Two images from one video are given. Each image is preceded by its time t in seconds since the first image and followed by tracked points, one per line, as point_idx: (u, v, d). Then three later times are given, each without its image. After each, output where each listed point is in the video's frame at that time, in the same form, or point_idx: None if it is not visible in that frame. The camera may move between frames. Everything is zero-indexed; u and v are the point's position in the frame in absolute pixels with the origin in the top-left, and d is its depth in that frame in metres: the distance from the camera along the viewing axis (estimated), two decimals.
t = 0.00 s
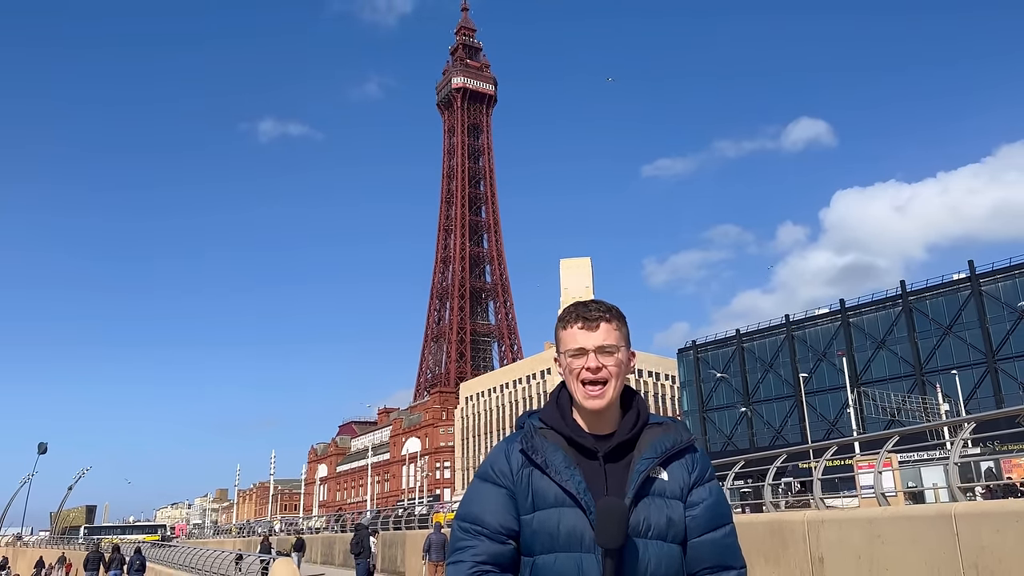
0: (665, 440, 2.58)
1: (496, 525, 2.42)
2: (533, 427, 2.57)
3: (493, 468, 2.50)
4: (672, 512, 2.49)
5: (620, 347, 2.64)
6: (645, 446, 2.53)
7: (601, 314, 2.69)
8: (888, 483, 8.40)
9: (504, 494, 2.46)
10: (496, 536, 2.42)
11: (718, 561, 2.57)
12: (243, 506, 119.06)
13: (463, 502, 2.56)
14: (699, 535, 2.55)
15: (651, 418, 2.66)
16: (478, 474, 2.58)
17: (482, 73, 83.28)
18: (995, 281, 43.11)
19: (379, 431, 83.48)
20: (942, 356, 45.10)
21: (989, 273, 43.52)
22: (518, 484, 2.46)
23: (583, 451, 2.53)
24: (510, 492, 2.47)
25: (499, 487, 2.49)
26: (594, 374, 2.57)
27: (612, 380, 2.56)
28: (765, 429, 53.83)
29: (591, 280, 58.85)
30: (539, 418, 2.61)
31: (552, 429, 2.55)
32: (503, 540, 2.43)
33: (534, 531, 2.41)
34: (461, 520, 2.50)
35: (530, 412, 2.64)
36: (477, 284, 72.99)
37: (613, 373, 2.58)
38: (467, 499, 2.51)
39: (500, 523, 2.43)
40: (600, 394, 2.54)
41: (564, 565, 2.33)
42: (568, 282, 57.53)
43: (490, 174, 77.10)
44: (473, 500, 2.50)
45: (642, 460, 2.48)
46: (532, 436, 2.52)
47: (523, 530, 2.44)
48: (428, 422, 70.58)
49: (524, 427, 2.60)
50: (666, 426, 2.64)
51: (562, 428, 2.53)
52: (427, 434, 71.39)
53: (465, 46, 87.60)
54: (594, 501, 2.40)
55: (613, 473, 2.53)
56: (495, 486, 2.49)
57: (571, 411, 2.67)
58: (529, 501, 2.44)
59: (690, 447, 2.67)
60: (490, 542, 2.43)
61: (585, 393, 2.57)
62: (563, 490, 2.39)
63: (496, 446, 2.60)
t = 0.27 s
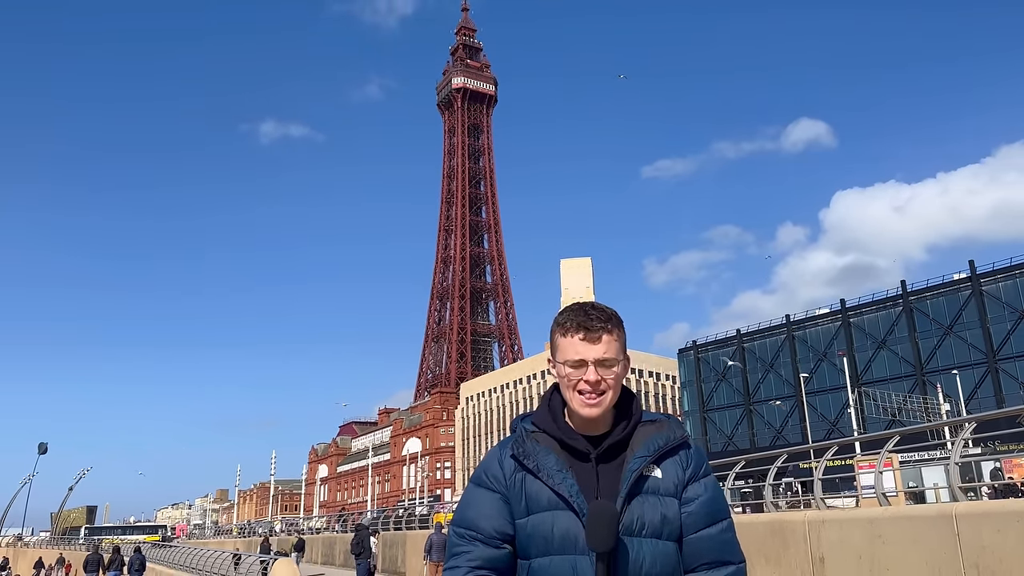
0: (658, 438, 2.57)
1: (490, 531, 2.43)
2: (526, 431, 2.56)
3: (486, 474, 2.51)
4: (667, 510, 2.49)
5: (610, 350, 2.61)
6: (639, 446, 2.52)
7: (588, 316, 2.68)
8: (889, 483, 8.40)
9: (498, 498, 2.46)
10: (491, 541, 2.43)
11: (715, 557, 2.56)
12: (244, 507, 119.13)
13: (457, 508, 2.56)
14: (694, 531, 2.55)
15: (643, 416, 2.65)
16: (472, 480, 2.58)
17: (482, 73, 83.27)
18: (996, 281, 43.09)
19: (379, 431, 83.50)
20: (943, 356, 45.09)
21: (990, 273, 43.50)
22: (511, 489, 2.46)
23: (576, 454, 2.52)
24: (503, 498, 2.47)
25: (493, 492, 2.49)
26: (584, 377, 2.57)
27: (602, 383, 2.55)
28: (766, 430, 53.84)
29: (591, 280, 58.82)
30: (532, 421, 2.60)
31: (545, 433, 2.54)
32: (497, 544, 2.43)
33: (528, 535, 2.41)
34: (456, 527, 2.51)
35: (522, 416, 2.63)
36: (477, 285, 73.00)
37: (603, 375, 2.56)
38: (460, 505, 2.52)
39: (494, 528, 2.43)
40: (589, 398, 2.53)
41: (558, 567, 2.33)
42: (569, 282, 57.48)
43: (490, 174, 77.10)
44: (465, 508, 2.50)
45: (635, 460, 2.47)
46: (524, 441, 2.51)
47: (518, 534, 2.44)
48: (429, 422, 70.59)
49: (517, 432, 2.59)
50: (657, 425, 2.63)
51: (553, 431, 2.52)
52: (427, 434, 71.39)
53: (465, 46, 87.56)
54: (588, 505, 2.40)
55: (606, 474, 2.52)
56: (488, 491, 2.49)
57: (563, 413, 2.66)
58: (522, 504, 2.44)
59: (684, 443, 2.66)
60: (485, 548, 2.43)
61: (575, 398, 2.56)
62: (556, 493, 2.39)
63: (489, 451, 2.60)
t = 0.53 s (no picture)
0: (661, 438, 2.53)
1: (491, 530, 2.38)
2: (528, 430, 2.51)
3: (487, 473, 2.46)
4: (671, 511, 2.44)
5: (618, 352, 2.56)
6: (641, 446, 2.48)
7: (597, 316, 2.62)
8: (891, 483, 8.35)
9: (499, 498, 2.42)
10: (491, 541, 2.38)
11: (718, 557, 2.52)
12: (244, 506, 119.11)
13: (457, 507, 2.51)
14: (697, 532, 2.51)
15: (646, 416, 2.61)
16: (473, 479, 2.53)
17: (483, 72, 83.18)
18: (997, 280, 43.02)
19: (380, 431, 83.43)
20: (944, 355, 45.03)
21: (991, 272, 43.43)
22: (513, 488, 2.41)
23: (579, 453, 2.48)
24: (505, 497, 2.42)
25: (494, 490, 2.44)
26: (592, 379, 2.51)
27: (610, 385, 2.49)
28: (767, 429, 53.79)
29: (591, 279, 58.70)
30: (534, 420, 2.56)
31: (547, 432, 2.50)
32: (498, 544, 2.38)
33: (529, 534, 2.36)
34: (456, 527, 2.46)
35: (524, 415, 2.59)
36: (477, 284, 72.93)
37: (611, 377, 2.51)
38: (461, 505, 2.47)
39: (496, 528, 2.38)
40: (598, 399, 2.48)
41: (559, 568, 2.29)
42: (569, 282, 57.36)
43: (491, 174, 77.04)
44: (466, 506, 2.45)
45: (639, 459, 2.43)
46: (526, 440, 2.46)
47: (519, 534, 2.39)
48: (429, 422, 70.53)
49: (519, 431, 2.54)
50: (660, 424, 2.59)
51: (556, 430, 2.48)
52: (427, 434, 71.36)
53: (465, 45, 87.47)
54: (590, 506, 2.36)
55: (609, 475, 2.48)
56: (490, 490, 2.45)
57: (567, 414, 2.61)
58: (524, 504, 2.40)
59: (687, 443, 2.61)
60: (486, 546, 2.38)
61: (582, 398, 2.51)
62: (558, 493, 2.35)
63: (490, 450, 2.56)
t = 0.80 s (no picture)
0: (665, 434, 2.58)
1: (496, 520, 2.42)
2: (534, 423, 2.56)
3: (493, 464, 2.50)
4: (674, 506, 2.49)
5: (635, 351, 2.60)
6: (646, 441, 2.54)
7: (613, 315, 2.65)
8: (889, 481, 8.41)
9: (505, 488, 2.46)
10: (496, 531, 2.42)
11: (716, 554, 2.58)
12: (245, 504, 119.25)
13: (462, 497, 2.55)
14: (699, 529, 2.56)
15: (652, 413, 2.65)
16: (478, 469, 2.57)
17: (483, 70, 83.13)
18: (997, 279, 43.07)
19: (380, 429, 83.55)
20: (943, 354, 45.13)
21: (990, 271, 43.50)
22: (519, 480, 2.45)
23: (585, 446, 2.53)
24: (510, 488, 2.46)
25: (500, 482, 2.48)
26: (608, 376, 2.55)
27: (624, 383, 2.53)
28: (766, 427, 53.94)
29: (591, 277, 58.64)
30: (541, 413, 2.60)
31: (554, 425, 2.54)
32: (503, 535, 2.42)
33: (535, 526, 2.41)
34: (461, 515, 2.50)
35: (530, 408, 2.64)
36: (478, 282, 72.99)
37: (626, 374, 2.55)
38: (465, 495, 2.51)
39: (501, 518, 2.42)
40: (611, 397, 2.52)
41: (563, 560, 2.34)
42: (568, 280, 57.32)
43: (491, 172, 77.04)
44: (471, 496, 2.49)
45: (645, 454, 2.48)
46: (533, 432, 2.50)
47: (523, 526, 2.44)
48: (430, 420, 70.64)
49: (525, 423, 2.59)
50: (665, 421, 2.64)
51: (564, 424, 2.52)
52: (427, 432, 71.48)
53: (465, 43, 87.39)
54: (596, 499, 2.40)
55: (616, 469, 2.53)
56: (497, 480, 2.48)
57: (574, 407, 2.66)
58: (529, 496, 2.45)
59: (688, 441, 2.68)
60: (490, 537, 2.42)
61: (595, 395, 2.55)
62: (564, 486, 2.40)
63: (496, 442, 2.59)
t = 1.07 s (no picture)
0: (673, 432, 2.59)
1: (503, 504, 2.41)
2: (545, 410, 2.55)
3: (503, 449, 2.49)
4: (680, 502, 2.49)
5: (645, 347, 2.61)
6: (654, 437, 2.55)
7: (626, 312, 2.66)
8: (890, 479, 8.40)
9: (512, 473, 2.45)
10: (503, 515, 2.40)
11: (716, 554, 2.58)
12: (245, 501, 119.35)
13: (467, 481, 2.53)
14: (701, 527, 2.56)
15: (658, 412, 2.66)
16: (486, 454, 2.56)
17: (483, 68, 83.01)
18: (998, 277, 43.03)
19: (380, 426, 83.60)
20: (943, 351, 45.11)
21: (991, 269, 43.46)
22: (528, 464, 2.46)
23: (594, 436, 2.54)
24: (518, 472, 2.46)
25: (508, 466, 2.47)
26: (620, 369, 2.55)
27: (634, 378, 2.54)
28: (766, 425, 53.96)
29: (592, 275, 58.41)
30: (550, 402, 2.60)
31: (563, 414, 2.54)
32: (509, 520, 2.41)
33: (541, 514, 2.41)
34: (467, 498, 2.47)
35: (540, 397, 2.63)
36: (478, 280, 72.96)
37: (638, 369, 2.56)
38: (471, 477, 2.49)
39: (508, 502, 2.41)
40: (622, 392, 2.53)
41: (569, 548, 2.34)
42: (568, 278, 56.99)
43: (491, 170, 76.96)
44: (478, 478, 2.47)
45: (653, 449, 2.49)
46: (544, 419, 2.50)
47: (530, 512, 2.43)
48: (430, 418, 70.69)
49: (534, 411, 2.58)
50: (672, 420, 2.64)
51: (575, 412, 2.52)
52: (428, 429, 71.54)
53: (466, 41, 87.22)
54: (604, 489, 2.40)
55: (624, 461, 2.53)
56: (504, 466, 2.47)
57: (583, 399, 2.65)
58: (537, 482, 2.45)
59: (694, 441, 2.68)
60: (499, 520, 2.39)
61: (605, 389, 2.56)
62: (573, 473, 2.40)
63: (504, 428, 2.58)
